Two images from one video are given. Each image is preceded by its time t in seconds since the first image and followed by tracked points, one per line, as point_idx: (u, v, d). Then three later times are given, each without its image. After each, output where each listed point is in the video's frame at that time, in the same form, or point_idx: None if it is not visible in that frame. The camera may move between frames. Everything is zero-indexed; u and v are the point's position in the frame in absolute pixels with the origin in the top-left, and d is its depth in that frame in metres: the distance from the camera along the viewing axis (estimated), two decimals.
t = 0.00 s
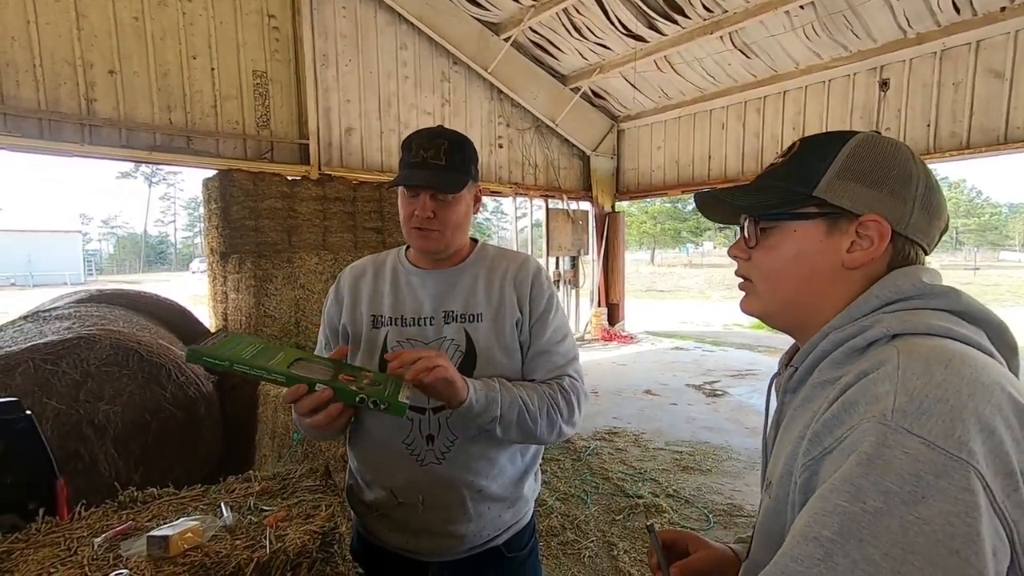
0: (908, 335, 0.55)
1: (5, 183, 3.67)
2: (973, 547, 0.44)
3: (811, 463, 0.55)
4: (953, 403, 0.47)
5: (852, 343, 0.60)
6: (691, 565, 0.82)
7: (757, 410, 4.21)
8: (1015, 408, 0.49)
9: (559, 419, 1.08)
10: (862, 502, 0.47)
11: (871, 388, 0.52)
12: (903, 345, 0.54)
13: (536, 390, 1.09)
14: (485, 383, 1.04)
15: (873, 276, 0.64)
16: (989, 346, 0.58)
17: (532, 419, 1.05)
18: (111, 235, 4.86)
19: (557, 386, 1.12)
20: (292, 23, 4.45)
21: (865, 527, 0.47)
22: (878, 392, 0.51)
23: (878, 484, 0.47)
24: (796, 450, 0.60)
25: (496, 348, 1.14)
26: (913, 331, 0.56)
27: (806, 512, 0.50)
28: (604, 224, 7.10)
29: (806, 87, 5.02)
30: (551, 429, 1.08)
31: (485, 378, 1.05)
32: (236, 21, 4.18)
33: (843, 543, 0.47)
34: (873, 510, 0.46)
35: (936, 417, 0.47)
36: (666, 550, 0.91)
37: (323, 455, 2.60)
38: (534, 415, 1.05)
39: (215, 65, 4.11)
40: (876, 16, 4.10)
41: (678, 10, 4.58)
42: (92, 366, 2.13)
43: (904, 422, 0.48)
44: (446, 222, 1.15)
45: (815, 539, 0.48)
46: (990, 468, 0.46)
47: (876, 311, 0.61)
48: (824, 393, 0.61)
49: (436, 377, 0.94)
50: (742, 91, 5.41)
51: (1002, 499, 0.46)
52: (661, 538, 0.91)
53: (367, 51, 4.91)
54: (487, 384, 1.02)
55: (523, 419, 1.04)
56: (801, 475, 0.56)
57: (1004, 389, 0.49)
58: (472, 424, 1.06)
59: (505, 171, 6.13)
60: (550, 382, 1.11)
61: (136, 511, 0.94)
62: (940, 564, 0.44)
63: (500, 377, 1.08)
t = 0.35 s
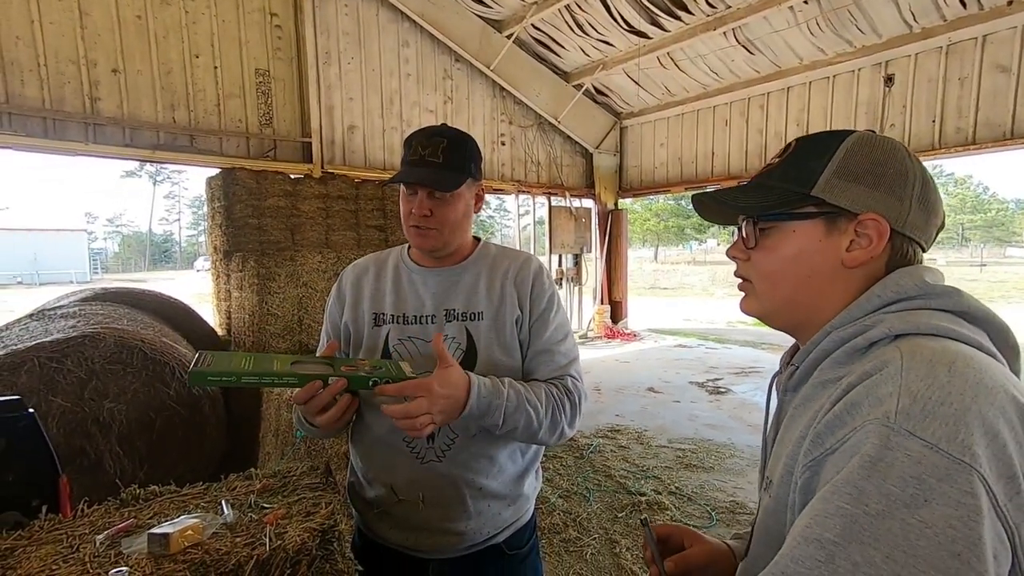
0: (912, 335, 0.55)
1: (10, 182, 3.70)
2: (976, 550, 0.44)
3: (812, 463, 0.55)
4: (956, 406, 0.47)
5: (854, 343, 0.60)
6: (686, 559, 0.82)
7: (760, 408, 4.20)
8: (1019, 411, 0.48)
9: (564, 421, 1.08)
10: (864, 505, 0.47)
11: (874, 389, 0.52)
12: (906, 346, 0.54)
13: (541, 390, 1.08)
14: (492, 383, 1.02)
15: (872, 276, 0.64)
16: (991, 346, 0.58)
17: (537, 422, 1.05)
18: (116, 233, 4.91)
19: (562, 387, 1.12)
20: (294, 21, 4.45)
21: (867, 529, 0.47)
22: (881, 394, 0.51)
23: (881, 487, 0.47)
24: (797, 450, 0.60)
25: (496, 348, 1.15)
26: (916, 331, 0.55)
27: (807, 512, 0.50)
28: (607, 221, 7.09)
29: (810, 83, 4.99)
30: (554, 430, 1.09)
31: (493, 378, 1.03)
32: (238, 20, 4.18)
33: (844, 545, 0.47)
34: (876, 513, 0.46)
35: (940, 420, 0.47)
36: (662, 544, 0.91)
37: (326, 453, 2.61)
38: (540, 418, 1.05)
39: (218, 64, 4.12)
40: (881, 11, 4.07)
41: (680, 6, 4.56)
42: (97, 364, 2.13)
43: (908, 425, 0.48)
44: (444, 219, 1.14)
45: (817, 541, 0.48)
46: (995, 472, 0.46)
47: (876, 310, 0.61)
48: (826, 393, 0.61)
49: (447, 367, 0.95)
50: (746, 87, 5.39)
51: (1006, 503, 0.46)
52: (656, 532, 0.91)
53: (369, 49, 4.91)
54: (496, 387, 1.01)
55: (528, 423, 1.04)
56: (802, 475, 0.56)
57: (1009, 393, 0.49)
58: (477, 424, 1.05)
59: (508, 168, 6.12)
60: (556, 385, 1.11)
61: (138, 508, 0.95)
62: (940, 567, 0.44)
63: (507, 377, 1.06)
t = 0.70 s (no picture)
0: (924, 338, 0.54)
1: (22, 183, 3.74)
2: (997, 561, 0.43)
3: (826, 469, 0.54)
4: (977, 415, 0.46)
5: (865, 345, 0.60)
6: (691, 560, 0.83)
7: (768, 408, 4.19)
8: None
9: (569, 425, 1.09)
10: (883, 513, 0.45)
11: (891, 395, 0.50)
12: (923, 351, 0.53)
13: (546, 394, 1.09)
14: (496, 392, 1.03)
15: (883, 277, 0.64)
16: (1003, 351, 0.57)
17: (542, 429, 1.06)
18: (127, 233, 4.90)
19: (568, 390, 1.12)
20: (301, 22, 4.48)
21: (885, 538, 0.45)
22: (899, 401, 0.49)
23: (901, 495, 0.45)
24: (809, 454, 0.59)
25: (502, 349, 1.15)
26: (929, 334, 0.55)
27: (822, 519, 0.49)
28: (613, 220, 7.08)
29: (818, 81, 4.96)
30: (559, 434, 1.09)
31: (496, 386, 1.04)
32: (246, 21, 4.21)
33: (864, 554, 0.45)
34: (895, 521, 0.45)
35: (960, 429, 0.46)
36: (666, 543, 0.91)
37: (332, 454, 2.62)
38: (545, 423, 1.06)
39: (226, 65, 4.15)
40: (890, 7, 4.04)
41: (687, 4, 4.54)
42: (107, 364, 2.16)
43: (928, 433, 0.46)
44: (449, 218, 1.15)
45: (835, 550, 0.46)
46: (1016, 482, 0.44)
47: (887, 312, 0.60)
48: (839, 396, 0.60)
49: (456, 380, 0.95)
50: (753, 85, 5.36)
51: None
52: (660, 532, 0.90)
53: (376, 49, 4.93)
54: (499, 397, 1.01)
55: (534, 430, 1.04)
56: (816, 481, 0.55)
57: None
58: (483, 432, 1.06)
59: (514, 168, 6.13)
60: (561, 388, 1.11)
61: (146, 507, 0.96)
62: None
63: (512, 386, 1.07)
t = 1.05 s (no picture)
0: (942, 337, 0.54)
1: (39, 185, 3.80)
2: None
3: (849, 468, 0.53)
4: (1004, 414, 0.45)
5: (882, 345, 0.60)
6: (703, 561, 0.83)
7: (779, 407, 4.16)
8: None
9: (593, 425, 1.15)
10: (911, 513, 0.45)
11: (914, 394, 0.50)
12: (943, 351, 0.52)
13: (569, 404, 1.13)
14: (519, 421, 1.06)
15: (897, 275, 0.64)
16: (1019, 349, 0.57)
17: (570, 440, 1.12)
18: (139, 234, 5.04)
19: (589, 395, 1.18)
20: (311, 24, 4.51)
21: (913, 537, 0.44)
22: (923, 400, 0.49)
23: (929, 494, 0.44)
24: (828, 453, 0.59)
25: (513, 350, 1.16)
26: (946, 332, 0.55)
27: (847, 517, 0.49)
28: (621, 219, 7.06)
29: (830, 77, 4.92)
30: (585, 436, 1.16)
31: (521, 416, 1.07)
32: (257, 23, 4.24)
33: (892, 553, 0.44)
34: (923, 520, 0.44)
35: (986, 428, 0.45)
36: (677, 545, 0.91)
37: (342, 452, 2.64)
38: (571, 430, 1.11)
39: (237, 67, 4.19)
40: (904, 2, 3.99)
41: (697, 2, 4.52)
42: (123, 362, 2.20)
43: (954, 433, 0.45)
44: (471, 213, 1.17)
45: (863, 548, 0.46)
46: None
47: (902, 310, 0.61)
48: (857, 395, 0.60)
49: (481, 441, 0.98)
50: (763, 82, 5.33)
51: None
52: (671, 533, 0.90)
53: (385, 50, 4.95)
54: (524, 425, 1.05)
55: (564, 445, 1.10)
56: (837, 480, 0.54)
57: None
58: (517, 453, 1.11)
59: (522, 167, 6.13)
60: (581, 393, 1.16)
61: (165, 502, 0.98)
62: None
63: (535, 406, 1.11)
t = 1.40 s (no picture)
0: (961, 336, 0.54)
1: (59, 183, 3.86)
2: None
3: (868, 467, 0.54)
4: None
5: (900, 343, 0.60)
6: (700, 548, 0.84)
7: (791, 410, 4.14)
8: None
9: (614, 422, 1.17)
10: (935, 512, 0.45)
11: (936, 394, 0.50)
12: (965, 349, 0.52)
13: (592, 404, 1.15)
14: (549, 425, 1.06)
15: (917, 275, 0.64)
16: None
17: (594, 439, 1.13)
18: (156, 232, 5.11)
19: (609, 394, 1.20)
20: (325, 24, 4.55)
21: (938, 538, 0.44)
22: (945, 400, 0.49)
23: (953, 494, 0.44)
24: (847, 453, 0.59)
25: (530, 348, 1.16)
26: (965, 330, 0.55)
27: (867, 515, 0.49)
28: (632, 219, 7.04)
29: (846, 76, 4.87)
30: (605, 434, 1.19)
31: (550, 419, 1.07)
32: (272, 23, 4.29)
33: (915, 552, 0.44)
34: (947, 519, 0.44)
35: (1012, 427, 0.44)
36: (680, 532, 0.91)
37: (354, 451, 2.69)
38: (594, 428, 1.13)
39: (252, 67, 4.23)
40: None
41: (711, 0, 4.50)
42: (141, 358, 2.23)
43: (978, 432, 0.45)
44: (470, 214, 1.17)
45: (884, 547, 0.45)
46: None
47: (922, 309, 0.60)
48: (875, 395, 0.60)
49: (518, 449, 0.97)
50: (777, 81, 5.29)
51: None
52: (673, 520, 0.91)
53: (397, 49, 4.97)
54: (556, 428, 1.05)
55: (589, 445, 1.12)
56: (855, 480, 0.55)
57: None
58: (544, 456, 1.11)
59: (533, 167, 6.13)
60: (602, 391, 1.19)
61: (186, 495, 1.00)
62: None
63: (561, 408, 1.11)
